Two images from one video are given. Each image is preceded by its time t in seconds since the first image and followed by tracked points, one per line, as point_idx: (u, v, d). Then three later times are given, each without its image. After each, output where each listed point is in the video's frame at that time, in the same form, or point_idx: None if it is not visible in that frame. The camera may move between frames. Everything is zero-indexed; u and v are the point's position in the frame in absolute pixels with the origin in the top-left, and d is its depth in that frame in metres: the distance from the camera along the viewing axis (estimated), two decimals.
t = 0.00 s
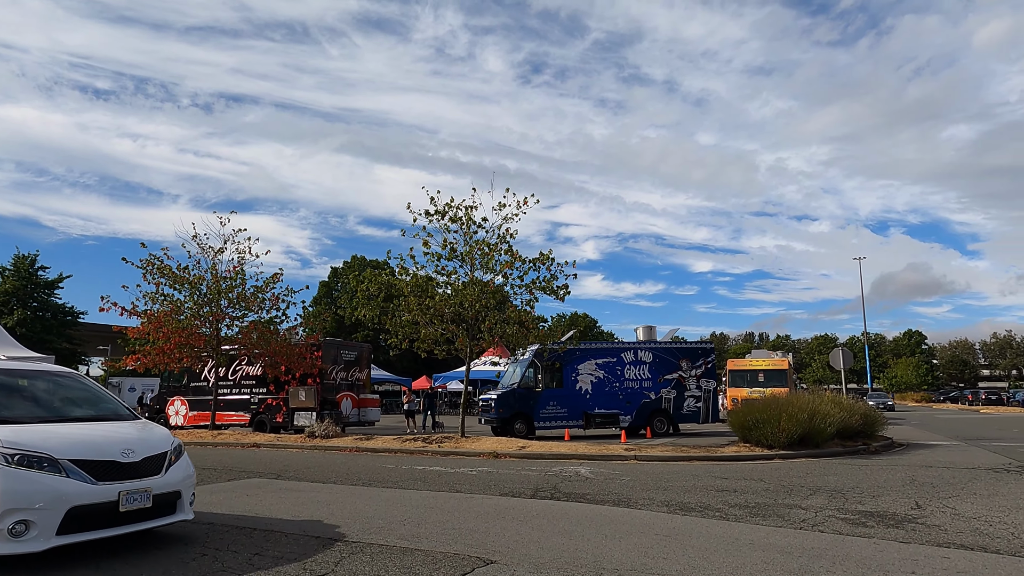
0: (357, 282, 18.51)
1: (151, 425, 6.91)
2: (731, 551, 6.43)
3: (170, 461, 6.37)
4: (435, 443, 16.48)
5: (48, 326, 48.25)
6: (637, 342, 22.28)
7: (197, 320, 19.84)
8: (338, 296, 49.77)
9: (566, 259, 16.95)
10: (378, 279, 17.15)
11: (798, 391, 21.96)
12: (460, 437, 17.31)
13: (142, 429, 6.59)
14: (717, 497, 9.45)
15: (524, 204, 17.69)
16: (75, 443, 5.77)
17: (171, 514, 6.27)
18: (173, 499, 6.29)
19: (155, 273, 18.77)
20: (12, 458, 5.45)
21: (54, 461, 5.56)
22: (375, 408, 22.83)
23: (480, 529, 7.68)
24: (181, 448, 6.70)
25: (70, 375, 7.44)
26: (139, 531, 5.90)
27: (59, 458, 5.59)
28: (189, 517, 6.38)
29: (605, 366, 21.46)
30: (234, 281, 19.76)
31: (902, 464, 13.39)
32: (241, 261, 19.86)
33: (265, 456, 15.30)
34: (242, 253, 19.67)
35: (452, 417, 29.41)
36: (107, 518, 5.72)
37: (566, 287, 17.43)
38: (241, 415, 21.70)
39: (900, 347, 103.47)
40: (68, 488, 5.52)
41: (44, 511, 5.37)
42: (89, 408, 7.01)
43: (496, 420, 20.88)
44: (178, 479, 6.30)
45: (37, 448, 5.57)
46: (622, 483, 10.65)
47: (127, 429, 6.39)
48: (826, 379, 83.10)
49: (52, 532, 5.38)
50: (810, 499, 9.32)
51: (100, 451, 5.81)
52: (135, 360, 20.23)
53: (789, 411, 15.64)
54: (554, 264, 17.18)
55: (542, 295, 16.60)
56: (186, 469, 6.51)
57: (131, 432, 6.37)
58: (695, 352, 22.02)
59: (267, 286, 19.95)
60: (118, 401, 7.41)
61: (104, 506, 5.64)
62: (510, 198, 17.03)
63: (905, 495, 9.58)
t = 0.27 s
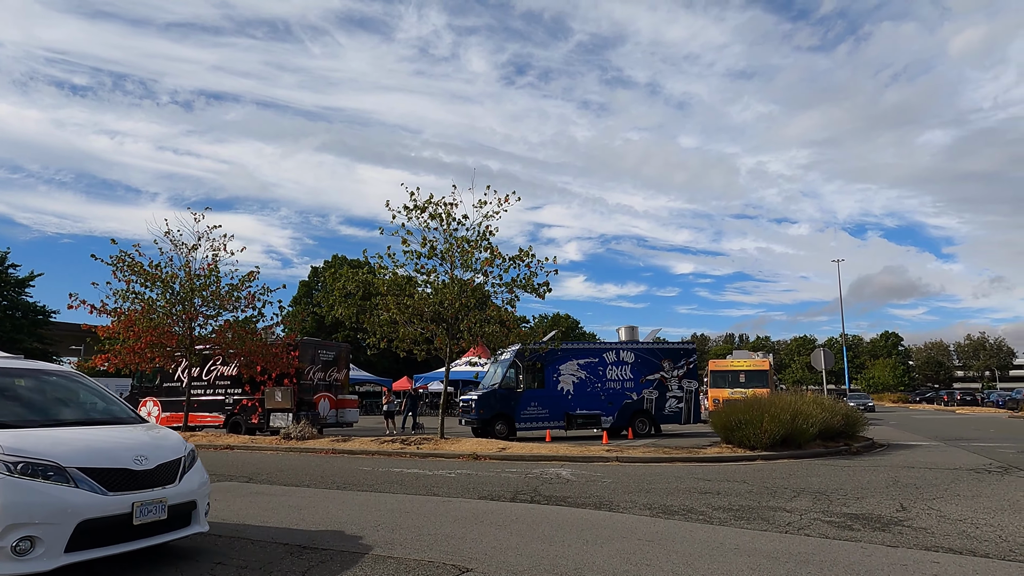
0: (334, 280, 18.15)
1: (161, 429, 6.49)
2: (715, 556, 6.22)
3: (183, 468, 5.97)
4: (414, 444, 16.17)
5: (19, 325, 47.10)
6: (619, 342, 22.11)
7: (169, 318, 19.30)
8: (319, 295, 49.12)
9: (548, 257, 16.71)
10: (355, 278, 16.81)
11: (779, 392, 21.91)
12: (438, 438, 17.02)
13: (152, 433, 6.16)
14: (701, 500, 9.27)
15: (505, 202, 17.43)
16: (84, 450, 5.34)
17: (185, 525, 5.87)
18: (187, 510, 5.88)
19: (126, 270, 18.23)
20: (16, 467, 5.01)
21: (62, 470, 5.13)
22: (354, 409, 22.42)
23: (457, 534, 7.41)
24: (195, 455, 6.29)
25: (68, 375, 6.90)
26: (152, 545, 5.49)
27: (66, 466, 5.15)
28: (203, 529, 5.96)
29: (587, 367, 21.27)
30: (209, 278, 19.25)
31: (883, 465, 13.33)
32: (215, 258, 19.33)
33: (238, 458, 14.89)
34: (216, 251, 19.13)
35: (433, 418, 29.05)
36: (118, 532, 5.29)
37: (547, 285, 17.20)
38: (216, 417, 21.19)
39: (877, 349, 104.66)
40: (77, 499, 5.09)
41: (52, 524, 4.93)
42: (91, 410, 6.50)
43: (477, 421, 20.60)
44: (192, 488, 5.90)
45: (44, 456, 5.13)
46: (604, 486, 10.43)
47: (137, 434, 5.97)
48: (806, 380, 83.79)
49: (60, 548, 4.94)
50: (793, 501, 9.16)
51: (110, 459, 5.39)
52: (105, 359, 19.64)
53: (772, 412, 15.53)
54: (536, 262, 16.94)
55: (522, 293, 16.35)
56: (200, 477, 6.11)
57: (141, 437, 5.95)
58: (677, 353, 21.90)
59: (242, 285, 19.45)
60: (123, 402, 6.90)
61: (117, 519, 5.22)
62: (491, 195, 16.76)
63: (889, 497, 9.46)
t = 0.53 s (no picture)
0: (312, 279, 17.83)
1: (173, 434, 6.02)
2: (697, 563, 5.99)
3: (200, 476, 5.50)
4: (392, 446, 15.85)
5: None
6: (603, 343, 21.94)
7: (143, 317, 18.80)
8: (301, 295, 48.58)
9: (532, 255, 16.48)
10: (334, 276, 16.47)
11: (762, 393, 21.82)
12: (418, 440, 16.71)
13: (165, 439, 5.69)
14: (684, 503, 9.06)
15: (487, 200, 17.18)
16: (96, 457, 4.85)
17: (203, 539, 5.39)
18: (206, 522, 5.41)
19: (97, 267, 17.71)
20: (22, 477, 4.50)
21: (73, 481, 4.63)
22: (334, 410, 22.02)
23: (431, 541, 7.12)
24: (211, 462, 5.83)
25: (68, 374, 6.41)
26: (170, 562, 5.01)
27: (78, 476, 4.66)
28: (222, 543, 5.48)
29: (570, 367, 21.05)
30: (184, 275, 18.77)
31: (867, 467, 13.22)
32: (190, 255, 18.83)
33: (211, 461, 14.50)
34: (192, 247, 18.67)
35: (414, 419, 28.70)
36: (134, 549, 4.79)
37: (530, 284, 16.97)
38: (191, 418, 20.70)
39: (858, 351, 105.66)
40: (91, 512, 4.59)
41: (65, 541, 4.42)
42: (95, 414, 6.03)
43: (458, 423, 20.32)
44: (211, 499, 5.44)
45: (54, 465, 4.63)
46: (585, 489, 10.18)
47: (150, 440, 5.49)
48: (788, 381, 84.31)
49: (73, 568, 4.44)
50: (778, 505, 8.96)
51: (125, 467, 4.91)
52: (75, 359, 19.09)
53: (755, 413, 15.40)
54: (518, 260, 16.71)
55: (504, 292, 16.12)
56: (217, 486, 5.65)
57: (154, 443, 5.47)
58: (660, 354, 21.75)
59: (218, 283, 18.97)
60: (128, 404, 6.44)
61: (135, 534, 4.73)
62: (474, 192, 16.50)
63: (874, 500, 9.31)
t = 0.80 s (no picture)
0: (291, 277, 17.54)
1: (190, 436, 5.49)
2: (678, 570, 5.77)
3: (220, 482, 5.02)
4: (372, 447, 15.54)
5: None
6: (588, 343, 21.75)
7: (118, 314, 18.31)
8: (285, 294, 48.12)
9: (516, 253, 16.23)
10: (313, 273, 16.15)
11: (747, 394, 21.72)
12: (399, 441, 16.40)
13: (182, 441, 5.18)
14: (666, 507, 8.83)
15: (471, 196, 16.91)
16: (113, 462, 4.35)
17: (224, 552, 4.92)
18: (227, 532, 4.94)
19: (70, 262, 17.23)
20: (32, 485, 3.99)
21: (88, 490, 4.13)
22: (315, 409, 21.64)
23: (403, 546, 6.82)
24: (230, 466, 5.36)
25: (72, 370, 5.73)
26: None
27: (94, 484, 4.16)
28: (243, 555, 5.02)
29: (555, 368, 20.83)
30: (161, 272, 18.34)
31: (851, 469, 13.10)
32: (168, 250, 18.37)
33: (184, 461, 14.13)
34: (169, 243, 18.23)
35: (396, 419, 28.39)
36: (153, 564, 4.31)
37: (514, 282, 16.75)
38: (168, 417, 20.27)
39: (842, 353, 106.43)
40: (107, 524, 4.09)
41: (79, 558, 3.93)
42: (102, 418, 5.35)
43: (441, 423, 20.03)
44: (233, 507, 4.97)
45: (66, 471, 4.13)
46: (566, 492, 9.93)
47: (166, 443, 4.98)
48: (773, 383, 84.68)
49: None
50: (761, 508, 8.77)
51: (143, 473, 4.41)
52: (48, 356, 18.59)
53: (740, 415, 15.24)
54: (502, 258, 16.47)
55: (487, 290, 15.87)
56: (236, 493, 5.18)
57: (170, 445, 4.97)
58: (645, 354, 21.58)
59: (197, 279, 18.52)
60: (133, 406, 5.73)
61: (155, 547, 4.25)
62: (458, 188, 16.22)
63: (859, 503, 9.15)
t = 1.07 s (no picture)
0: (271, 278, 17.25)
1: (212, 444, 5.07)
2: None
3: (253, 495, 4.67)
4: (352, 450, 15.25)
5: None
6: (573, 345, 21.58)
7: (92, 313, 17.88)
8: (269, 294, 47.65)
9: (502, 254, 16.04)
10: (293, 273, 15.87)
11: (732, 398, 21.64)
12: (380, 444, 16.12)
13: (210, 451, 4.81)
14: (650, 513, 8.66)
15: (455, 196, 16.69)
16: (146, 476, 4.00)
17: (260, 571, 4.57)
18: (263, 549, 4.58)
19: (42, 260, 16.80)
20: (61, 504, 3.65)
21: (121, 507, 3.79)
22: (295, 411, 21.28)
23: (378, 557, 6.56)
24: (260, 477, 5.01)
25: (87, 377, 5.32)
26: None
27: (127, 501, 3.81)
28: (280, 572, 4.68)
29: (539, 370, 20.64)
30: (138, 271, 17.96)
31: (836, 474, 13.02)
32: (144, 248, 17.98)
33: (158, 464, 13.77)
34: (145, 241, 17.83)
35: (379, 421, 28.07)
36: None
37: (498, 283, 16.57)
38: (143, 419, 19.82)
39: (826, 355, 107.25)
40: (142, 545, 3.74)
41: None
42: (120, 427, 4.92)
43: (424, 426, 19.76)
44: (268, 521, 4.62)
45: (97, 488, 3.78)
46: (548, 498, 9.71)
47: (195, 453, 4.61)
48: (758, 385, 85.06)
49: None
50: (747, 515, 8.61)
51: (177, 489, 4.05)
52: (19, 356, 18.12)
53: (725, 418, 15.12)
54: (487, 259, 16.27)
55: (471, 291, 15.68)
56: (269, 505, 4.83)
57: (201, 456, 4.62)
58: (631, 357, 21.45)
59: (174, 278, 18.14)
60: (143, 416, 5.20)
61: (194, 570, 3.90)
62: (442, 188, 16.00)
63: (844, 510, 9.04)
